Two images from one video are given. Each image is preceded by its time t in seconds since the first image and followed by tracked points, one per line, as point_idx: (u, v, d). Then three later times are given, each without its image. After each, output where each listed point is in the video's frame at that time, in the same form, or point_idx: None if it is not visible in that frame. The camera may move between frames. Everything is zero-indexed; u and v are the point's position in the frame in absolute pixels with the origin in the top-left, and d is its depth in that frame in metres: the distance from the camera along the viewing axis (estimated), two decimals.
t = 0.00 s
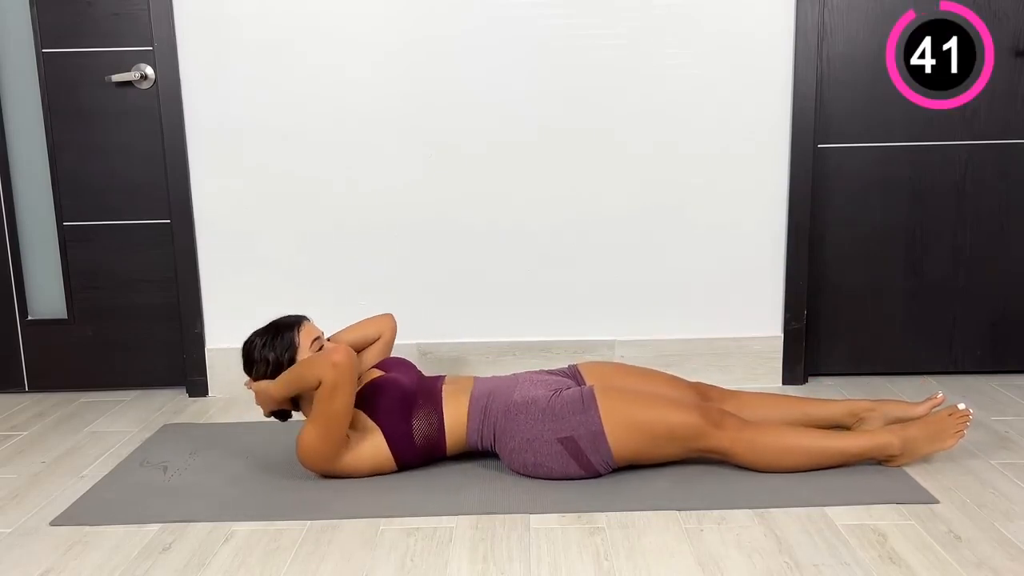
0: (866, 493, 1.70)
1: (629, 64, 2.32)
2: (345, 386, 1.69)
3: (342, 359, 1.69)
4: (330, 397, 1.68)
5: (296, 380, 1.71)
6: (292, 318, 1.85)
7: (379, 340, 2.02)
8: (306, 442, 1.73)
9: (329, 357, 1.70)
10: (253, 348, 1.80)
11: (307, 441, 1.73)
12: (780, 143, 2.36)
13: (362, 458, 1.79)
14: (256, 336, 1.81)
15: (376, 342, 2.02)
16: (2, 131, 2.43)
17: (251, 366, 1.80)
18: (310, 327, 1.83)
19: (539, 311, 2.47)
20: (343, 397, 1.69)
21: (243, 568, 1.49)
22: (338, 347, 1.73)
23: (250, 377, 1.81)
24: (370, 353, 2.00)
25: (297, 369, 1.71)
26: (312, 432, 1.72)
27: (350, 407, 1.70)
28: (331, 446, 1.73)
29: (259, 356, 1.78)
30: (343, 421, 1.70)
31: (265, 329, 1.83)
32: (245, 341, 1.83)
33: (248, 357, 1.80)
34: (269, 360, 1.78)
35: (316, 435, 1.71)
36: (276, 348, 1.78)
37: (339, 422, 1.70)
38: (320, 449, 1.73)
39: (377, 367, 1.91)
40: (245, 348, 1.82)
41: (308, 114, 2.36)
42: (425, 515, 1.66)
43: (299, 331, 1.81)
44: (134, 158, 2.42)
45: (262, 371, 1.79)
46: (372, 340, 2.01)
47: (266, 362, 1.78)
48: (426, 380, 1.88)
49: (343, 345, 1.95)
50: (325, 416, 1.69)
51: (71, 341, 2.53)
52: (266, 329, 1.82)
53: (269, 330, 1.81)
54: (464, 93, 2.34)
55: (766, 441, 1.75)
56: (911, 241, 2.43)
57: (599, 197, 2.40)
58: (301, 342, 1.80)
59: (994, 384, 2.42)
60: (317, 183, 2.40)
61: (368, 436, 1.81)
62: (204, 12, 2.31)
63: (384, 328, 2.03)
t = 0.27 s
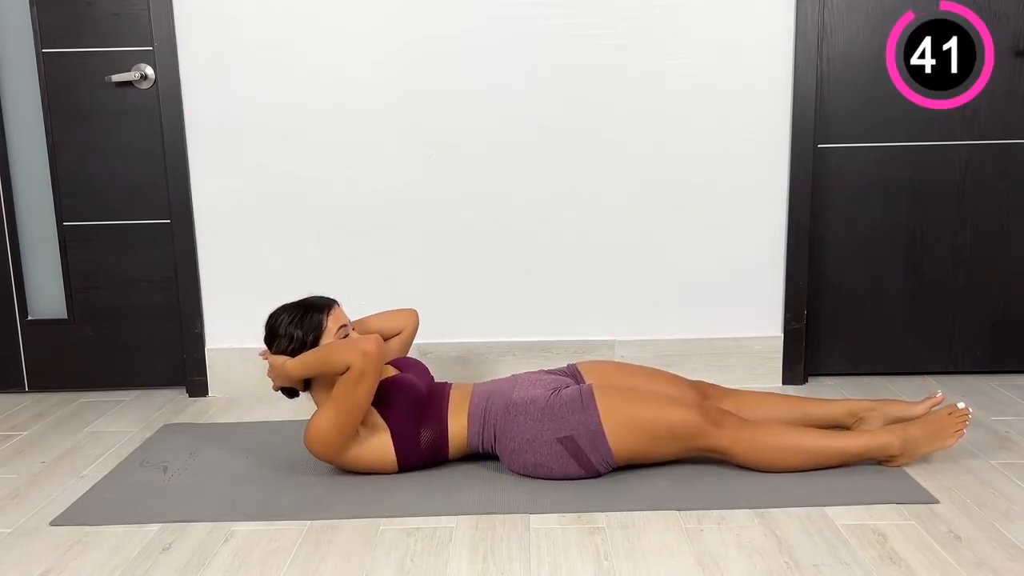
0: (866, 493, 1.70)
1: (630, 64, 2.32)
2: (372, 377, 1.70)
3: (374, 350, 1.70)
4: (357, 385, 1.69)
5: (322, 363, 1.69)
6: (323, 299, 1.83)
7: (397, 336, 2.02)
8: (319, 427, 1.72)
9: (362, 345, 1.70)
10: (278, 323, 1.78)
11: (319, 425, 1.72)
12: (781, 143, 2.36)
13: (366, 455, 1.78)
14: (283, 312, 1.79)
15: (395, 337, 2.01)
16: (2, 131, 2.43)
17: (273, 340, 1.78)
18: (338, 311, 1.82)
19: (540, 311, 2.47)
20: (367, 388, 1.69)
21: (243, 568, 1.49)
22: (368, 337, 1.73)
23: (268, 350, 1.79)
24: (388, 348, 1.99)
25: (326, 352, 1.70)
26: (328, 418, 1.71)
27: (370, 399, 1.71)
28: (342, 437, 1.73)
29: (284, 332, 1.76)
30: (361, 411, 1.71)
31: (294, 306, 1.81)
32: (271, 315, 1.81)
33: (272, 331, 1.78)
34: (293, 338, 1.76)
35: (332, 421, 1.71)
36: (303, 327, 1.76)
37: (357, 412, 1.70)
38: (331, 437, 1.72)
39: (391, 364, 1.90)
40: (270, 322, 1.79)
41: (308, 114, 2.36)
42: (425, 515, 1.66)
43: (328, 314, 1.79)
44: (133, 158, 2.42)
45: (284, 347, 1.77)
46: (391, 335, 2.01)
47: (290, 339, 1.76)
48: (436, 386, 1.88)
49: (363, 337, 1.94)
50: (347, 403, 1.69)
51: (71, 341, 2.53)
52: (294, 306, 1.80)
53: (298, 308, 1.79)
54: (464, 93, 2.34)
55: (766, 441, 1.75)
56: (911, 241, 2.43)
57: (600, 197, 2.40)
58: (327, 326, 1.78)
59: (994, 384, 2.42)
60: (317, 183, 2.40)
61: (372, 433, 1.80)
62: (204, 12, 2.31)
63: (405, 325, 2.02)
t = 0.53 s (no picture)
0: (866, 493, 1.70)
1: (629, 64, 2.32)
2: (374, 377, 1.70)
3: (376, 350, 1.71)
4: (359, 386, 1.69)
5: (323, 363, 1.69)
6: (323, 301, 1.84)
7: (397, 337, 2.01)
8: (319, 428, 1.72)
9: (364, 346, 1.70)
10: (278, 324, 1.78)
11: (320, 428, 1.72)
12: (780, 143, 2.36)
13: (366, 456, 1.78)
14: (283, 313, 1.79)
15: (394, 338, 2.01)
16: (2, 131, 2.43)
17: (272, 342, 1.78)
18: (338, 314, 1.82)
19: (540, 311, 2.47)
20: (369, 389, 1.69)
21: (243, 568, 1.49)
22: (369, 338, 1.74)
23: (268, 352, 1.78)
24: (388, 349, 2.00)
25: (327, 353, 1.69)
26: (329, 419, 1.71)
27: (372, 400, 1.71)
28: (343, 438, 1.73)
29: (283, 333, 1.76)
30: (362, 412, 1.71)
31: (294, 308, 1.81)
32: (271, 315, 1.81)
33: (271, 333, 1.78)
34: (292, 339, 1.76)
35: (333, 422, 1.71)
36: (302, 329, 1.76)
37: (359, 414, 1.71)
38: (332, 438, 1.72)
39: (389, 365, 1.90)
40: (270, 323, 1.79)
41: (308, 114, 2.36)
42: (425, 515, 1.66)
43: (328, 316, 1.79)
44: (133, 158, 2.42)
45: (282, 348, 1.77)
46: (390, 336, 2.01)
47: (289, 340, 1.76)
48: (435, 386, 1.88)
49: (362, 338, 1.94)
50: (349, 404, 1.69)
51: (71, 341, 2.53)
52: (294, 307, 1.80)
53: (297, 310, 1.79)
54: (464, 93, 2.34)
55: (766, 441, 1.75)
56: (911, 241, 2.43)
57: (600, 197, 2.40)
58: (327, 328, 1.78)
59: (994, 384, 2.42)
60: (317, 183, 2.40)
61: (372, 434, 1.80)
62: (204, 12, 2.31)
63: (405, 326, 2.02)
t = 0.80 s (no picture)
0: (866, 493, 1.70)
1: (629, 64, 2.32)
2: (351, 388, 1.69)
3: (350, 362, 1.69)
4: (336, 399, 1.68)
5: (301, 378, 1.70)
6: (302, 312, 1.83)
7: (383, 340, 2.02)
8: (308, 440, 1.73)
9: (337, 358, 1.70)
10: (260, 340, 1.79)
11: (309, 440, 1.73)
12: (780, 143, 2.36)
13: (364, 458, 1.79)
14: (263, 329, 1.80)
15: (381, 341, 2.02)
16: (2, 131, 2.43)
17: (257, 359, 1.79)
18: (318, 323, 1.81)
19: (539, 311, 2.47)
20: (347, 400, 1.68)
21: (243, 568, 1.49)
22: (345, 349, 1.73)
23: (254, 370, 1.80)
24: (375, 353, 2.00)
25: (304, 367, 1.70)
26: (315, 432, 1.72)
27: (354, 410, 1.70)
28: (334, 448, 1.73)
29: (264, 349, 1.77)
30: (345, 423, 1.70)
31: (274, 322, 1.81)
32: (253, 332, 1.82)
33: (254, 350, 1.79)
34: (273, 354, 1.76)
35: (319, 435, 1.71)
36: (282, 342, 1.77)
37: (342, 425, 1.70)
38: (321, 448, 1.73)
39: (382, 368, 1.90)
40: (252, 340, 1.80)
41: (308, 114, 2.36)
42: (425, 515, 1.66)
43: (306, 327, 1.79)
44: (134, 158, 2.42)
45: (266, 364, 1.78)
46: (377, 339, 2.01)
47: (271, 356, 1.77)
48: (429, 383, 1.88)
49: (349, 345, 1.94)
50: (329, 417, 1.69)
51: (71, 341, 2.53)
52: (273, 322, 1.81)
53: (276, 324, 1.80)
54: (464, 93, 2.34)
55: (766, 441, 1.75)
56: (911, 241, 2.43)
57: (599, 197, 2.40)
58: (307, 338, 1.78)
59: (994, 384, 2.42)
60: (317, 183, 2.40)
61: (370, 437, 1.80)
62: (204, 12, 2.31)
63: (389, 328, 2.02)
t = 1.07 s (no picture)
0: (866, 493, 1.70)
1: (629, 64, 2.32)
2: (338, 386, 1.68)
3: (331, 361, 1.69)
4: (321, 399, 1.68)
5: (288, 383, 1.71)
6: (285, 324, 1.84)
7: (371, 339, 2.02)
8: (304, 444, 1.73)
9: (320, 357, 1.69)
10: (246, 355, 1.79)
11: (305, 445, 1.73)
12: (781, 143, 2.36)
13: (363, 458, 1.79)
14: (249, 343, 1.81)
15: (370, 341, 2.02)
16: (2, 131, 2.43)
17: (245, 374, 1.79)
18: (303, 332, 1.82)
19: (539, 311, 2.47)
20: (335, 398, 1.68)
21: (243, 567, 1.49)
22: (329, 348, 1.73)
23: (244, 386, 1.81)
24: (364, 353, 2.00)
25: (290, 372, 1.71)
26: (308, 434, 1.72)
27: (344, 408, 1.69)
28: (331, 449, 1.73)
29: (252, 363, 1.78)
30: (337, 422, 1.70)
31: (259, 337, 1.82)
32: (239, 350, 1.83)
33: (242, 365, 1.80)
34: (262, 367, 1.77)
35: (311, 437, 1.72)
36: (269, 354, 1.77)
37: (334, 424, 1.69)
38: (315, 451, 1.73)
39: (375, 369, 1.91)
40: (239, 357, 1.81)
41: (308, 114, 2.36)
42: (425, 515, 1.66)
43: (292, 336, 1.80)
44: (134, 158, 2.42)
45: (255, 378, 1.78)
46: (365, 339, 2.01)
47: (259, 369, 1.77)
48: (422, 377, 1.88)
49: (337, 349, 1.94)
50: (320, 418, 1.68)
51: (71, 341, 2.53)
52: (257, 336, 1.81)
53: (261, 337, 1.80)
54: (464, 93, 2.34)
55: (766, 441, 1.75)
56: (911, 241, 2.43)
57: (599, 198, 2.40)
58: (294, 348, 1.79)
59: (994, 384, 2.42)
60: (317, 183, 2.40)
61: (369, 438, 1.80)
62: (204, 12, 2.31)
63: (376, 329, 2.03)
